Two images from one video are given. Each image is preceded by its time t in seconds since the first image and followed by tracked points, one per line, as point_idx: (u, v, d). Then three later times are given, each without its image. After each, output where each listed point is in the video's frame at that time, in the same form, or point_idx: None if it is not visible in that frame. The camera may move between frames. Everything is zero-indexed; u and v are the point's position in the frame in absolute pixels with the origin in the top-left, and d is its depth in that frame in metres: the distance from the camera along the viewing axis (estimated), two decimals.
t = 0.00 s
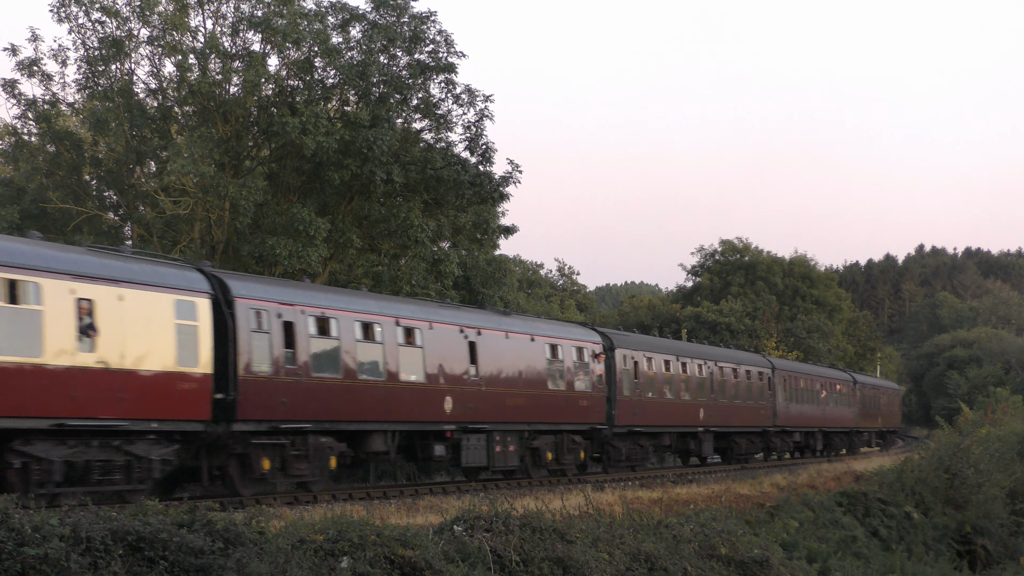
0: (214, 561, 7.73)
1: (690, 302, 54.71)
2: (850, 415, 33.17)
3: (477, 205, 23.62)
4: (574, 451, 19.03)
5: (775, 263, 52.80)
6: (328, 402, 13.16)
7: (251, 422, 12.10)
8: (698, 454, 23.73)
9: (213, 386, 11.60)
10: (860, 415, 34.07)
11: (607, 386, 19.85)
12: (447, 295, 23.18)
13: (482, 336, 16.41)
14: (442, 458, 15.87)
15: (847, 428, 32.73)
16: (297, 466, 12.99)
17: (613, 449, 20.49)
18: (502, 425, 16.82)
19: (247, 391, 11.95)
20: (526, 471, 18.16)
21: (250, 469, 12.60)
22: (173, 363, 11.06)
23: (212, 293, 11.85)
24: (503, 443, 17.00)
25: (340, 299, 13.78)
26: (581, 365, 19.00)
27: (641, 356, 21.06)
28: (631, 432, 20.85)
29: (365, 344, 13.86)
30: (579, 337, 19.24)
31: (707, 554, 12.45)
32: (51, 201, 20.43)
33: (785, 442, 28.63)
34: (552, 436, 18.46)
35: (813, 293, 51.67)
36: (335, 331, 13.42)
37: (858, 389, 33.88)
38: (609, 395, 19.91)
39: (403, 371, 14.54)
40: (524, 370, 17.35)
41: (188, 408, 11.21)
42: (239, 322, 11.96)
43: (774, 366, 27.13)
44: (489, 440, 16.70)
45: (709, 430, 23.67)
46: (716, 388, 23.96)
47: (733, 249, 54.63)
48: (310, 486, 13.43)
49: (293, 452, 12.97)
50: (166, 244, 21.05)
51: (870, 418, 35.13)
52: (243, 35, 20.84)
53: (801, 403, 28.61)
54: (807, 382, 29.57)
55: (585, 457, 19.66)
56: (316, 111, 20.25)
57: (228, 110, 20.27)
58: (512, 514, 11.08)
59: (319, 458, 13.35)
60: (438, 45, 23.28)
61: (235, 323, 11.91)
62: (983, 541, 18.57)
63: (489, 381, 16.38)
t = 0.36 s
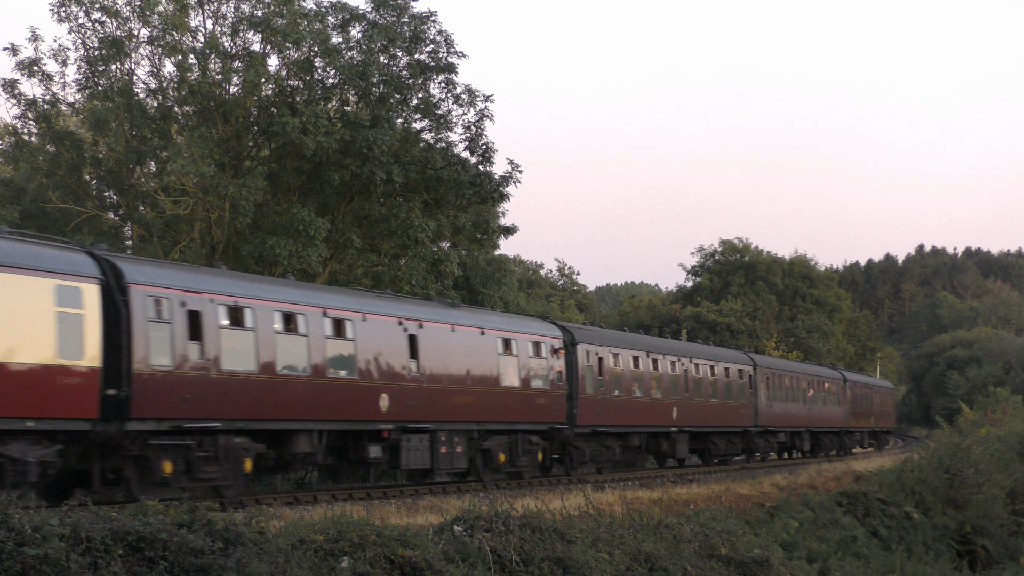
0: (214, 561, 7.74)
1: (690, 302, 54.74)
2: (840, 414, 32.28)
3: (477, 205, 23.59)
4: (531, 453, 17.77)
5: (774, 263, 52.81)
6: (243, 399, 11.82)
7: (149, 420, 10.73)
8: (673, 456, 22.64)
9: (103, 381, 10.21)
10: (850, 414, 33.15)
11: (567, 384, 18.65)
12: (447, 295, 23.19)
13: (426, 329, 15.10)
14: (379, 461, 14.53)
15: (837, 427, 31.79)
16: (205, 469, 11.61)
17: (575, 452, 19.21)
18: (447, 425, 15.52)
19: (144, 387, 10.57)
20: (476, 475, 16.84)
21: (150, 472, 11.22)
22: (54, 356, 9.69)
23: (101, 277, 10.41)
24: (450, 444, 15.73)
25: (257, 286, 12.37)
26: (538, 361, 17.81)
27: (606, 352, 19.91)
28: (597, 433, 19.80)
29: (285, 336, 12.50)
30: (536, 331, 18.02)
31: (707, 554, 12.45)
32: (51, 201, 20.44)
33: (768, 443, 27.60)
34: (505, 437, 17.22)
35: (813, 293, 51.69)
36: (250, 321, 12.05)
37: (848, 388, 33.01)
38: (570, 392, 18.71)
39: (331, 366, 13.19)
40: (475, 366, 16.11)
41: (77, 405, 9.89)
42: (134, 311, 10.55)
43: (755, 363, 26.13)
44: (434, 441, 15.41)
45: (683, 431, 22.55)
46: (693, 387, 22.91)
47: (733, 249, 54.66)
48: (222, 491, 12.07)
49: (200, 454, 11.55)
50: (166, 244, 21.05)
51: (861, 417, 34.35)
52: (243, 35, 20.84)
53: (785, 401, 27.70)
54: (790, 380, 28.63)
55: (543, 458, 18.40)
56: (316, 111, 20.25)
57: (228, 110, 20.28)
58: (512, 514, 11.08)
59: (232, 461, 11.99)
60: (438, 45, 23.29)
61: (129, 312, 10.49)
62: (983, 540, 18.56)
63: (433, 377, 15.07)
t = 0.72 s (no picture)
0: (214, 561, 7.73)
1: (690, 302, 54.75)
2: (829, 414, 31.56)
3: (477, 205, 23.66)
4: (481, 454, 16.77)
5: (774, 263, 52.81)
6: (137, 395, 10.88)
7: (24, 419, 9.86)
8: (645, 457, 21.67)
9: None
10: (839, 413, 32.47)
11: (522, 381, 17.68)
12: (447, 295, 23.20)
13: (359, 321, 14.13)
14: (304, 463, 13.56)
15: (825, 428, 31.08)
16: (93, 472, 10.69)
17: (533, 453, 18.16)
18: (384, 424, 14.49)
19: (18, 381, 9.71)
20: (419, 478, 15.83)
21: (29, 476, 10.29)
22: None
23: None
24: (388, 444, 14.72)
25: (159, 273, 11.49)
26: (490, 356, 16.87)
27: (567, 347, 18.94)
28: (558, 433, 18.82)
29: (190, 326, 11.59)
30: (489, 325, 17.08)
31: (708, 554, 12.45)
32: (51, 201, 20.44)
33: (748, 443, 26.69)
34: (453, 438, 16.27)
35: (813, 293, 51.69)
36: (147, 310, 11.15)
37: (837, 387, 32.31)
38: (525, 390, 17.74)
39: (244, 359, 12.26)
40: (418, 361, 15.14)
41: None
42: (6, 297, 9.68)
43: (735, 360, 25.26)
44: (368, 441, 14.42)
45: (655, 431, 21.57)
46: (665, 385, 21.94)
47: (733, 249, 54.67)
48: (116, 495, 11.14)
49: (86, 455, 10.63)
50: (166, 244, 21.05)
51: (851, 417, 33.65)
52: (243, 35, 20.84)
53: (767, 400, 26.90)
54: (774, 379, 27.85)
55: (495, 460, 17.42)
56: (316, 111, 20.26)
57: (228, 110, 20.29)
58: (512, 514, 11.08)
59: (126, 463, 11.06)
60: (438, 45, 23.29)
61: None
62: (984, 540, 18.57)
63: (367, 372, 14.08)
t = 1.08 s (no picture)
0: (214, 561, 7.73)
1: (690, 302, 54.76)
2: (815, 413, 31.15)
3: (477, 205, 23.63)
4: (423, 456, 15.56)
5: (775, 263, 52.80)
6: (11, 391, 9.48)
7: None
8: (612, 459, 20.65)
9: None
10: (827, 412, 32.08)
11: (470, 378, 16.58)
12: (447, 295, 23.20)
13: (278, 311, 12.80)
14: (216, 464, 12.26)
15: (812, 427, 30.65)
16: None
17: (483, 455, 17.05)
18: (312, 425, 13.21)
19: None
20: (353, 482, 14.67)
21: None
22: None
23: None
24: (315, 444, 13.43)
25: (41, 253, 10.02)
26: (433, 351, 15.65)
27: (521, 342, 17.90)
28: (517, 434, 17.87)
29: (77, 315, 10.18)
30: (431, 316, 15.83)
31: (707, 554, 12.45)
32: (51, 201, 20.45)
33: (727, 444, 25.88)
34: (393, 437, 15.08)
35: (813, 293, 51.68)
36: (102, 305, 10.50)
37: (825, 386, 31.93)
38: (474, 386, 16.65)
39: (143, 351, 10.91)
40: (350, 355, 13.87)
41: None
42: None
43: (712, 358, 24.51)
44: (292, 442, 13.09)
45: (622, 431, 20.51)
46: (633, 382, 20.90)
47: (733, 249, 54.70)
48: None
49: None
50: (166, 245, 21.03)
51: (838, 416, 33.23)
52: (243, 35, 20.84)
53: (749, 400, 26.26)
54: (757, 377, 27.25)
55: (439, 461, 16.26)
56: (316, 111, 20.27)
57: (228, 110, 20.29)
58: (512, 514, 11.08)
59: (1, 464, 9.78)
60: (438, 45, 23.30)
61: None
62: (984, 540, 18.56)
63: (287, 367, 12.79)
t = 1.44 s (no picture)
0: (215, 561, 7.72)
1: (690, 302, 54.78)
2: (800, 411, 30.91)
3: (477, 205, 23.59)
4: (356, 457, 14.13)
5: (775, 263, 52.79)
6: None
7: None
8: (575, 461, 19.74)
9: None
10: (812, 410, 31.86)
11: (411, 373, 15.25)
12: (447, 295, 23.20)
13: (180, 300, 11.35)
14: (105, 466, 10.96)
15: (795, 425, 30.43)
16: None
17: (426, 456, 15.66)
18: (220, 424, 11.76)
19: None
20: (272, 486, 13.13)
21: None
22: None
23: None
24: (228, 445, 11.98)
25: None
26: (368, 345, 14.25)
27: (470, 336, 16.54)
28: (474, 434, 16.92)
29: None
30: (365, 307, 14.43)
31: (707, 554, 12.46)
32: (51, 201, 20.46)
33: (703, 444, 25.49)
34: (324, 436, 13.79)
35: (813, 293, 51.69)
36: None
37: (810, 384, 31.75)
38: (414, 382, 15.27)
39: (11, 341, 9.45)
40: (266, 349, 12.44)
41: None
42: None
43: (685, 355, 23.98)
44: (199, 442, 11.65)
45: (584, 431, 19.56)
46: (596, 379, 19.80)
47: (733, 249, 54.71)
48: None
49: None
50: (166, 245, 21.02)
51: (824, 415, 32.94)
52: (243, 35, 20.84)
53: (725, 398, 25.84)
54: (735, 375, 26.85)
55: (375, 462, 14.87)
56: (316, 111, 20.26)
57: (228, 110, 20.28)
58: (512, 514, 11.08)
59: None
60: (438, 45, 23.29)
61: None
62: (983, 540, 18.57)
63: (192, 362, 11.37)
